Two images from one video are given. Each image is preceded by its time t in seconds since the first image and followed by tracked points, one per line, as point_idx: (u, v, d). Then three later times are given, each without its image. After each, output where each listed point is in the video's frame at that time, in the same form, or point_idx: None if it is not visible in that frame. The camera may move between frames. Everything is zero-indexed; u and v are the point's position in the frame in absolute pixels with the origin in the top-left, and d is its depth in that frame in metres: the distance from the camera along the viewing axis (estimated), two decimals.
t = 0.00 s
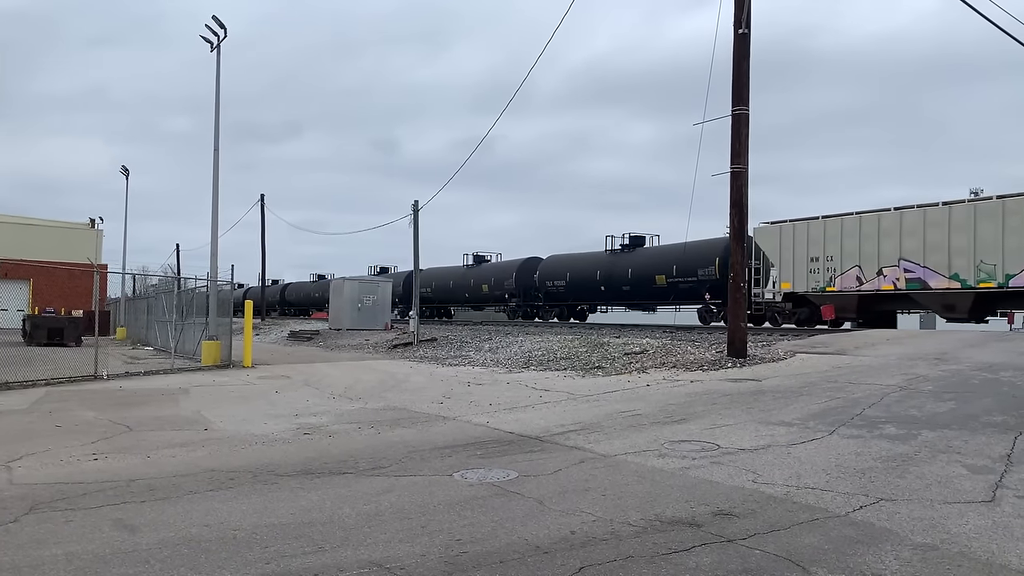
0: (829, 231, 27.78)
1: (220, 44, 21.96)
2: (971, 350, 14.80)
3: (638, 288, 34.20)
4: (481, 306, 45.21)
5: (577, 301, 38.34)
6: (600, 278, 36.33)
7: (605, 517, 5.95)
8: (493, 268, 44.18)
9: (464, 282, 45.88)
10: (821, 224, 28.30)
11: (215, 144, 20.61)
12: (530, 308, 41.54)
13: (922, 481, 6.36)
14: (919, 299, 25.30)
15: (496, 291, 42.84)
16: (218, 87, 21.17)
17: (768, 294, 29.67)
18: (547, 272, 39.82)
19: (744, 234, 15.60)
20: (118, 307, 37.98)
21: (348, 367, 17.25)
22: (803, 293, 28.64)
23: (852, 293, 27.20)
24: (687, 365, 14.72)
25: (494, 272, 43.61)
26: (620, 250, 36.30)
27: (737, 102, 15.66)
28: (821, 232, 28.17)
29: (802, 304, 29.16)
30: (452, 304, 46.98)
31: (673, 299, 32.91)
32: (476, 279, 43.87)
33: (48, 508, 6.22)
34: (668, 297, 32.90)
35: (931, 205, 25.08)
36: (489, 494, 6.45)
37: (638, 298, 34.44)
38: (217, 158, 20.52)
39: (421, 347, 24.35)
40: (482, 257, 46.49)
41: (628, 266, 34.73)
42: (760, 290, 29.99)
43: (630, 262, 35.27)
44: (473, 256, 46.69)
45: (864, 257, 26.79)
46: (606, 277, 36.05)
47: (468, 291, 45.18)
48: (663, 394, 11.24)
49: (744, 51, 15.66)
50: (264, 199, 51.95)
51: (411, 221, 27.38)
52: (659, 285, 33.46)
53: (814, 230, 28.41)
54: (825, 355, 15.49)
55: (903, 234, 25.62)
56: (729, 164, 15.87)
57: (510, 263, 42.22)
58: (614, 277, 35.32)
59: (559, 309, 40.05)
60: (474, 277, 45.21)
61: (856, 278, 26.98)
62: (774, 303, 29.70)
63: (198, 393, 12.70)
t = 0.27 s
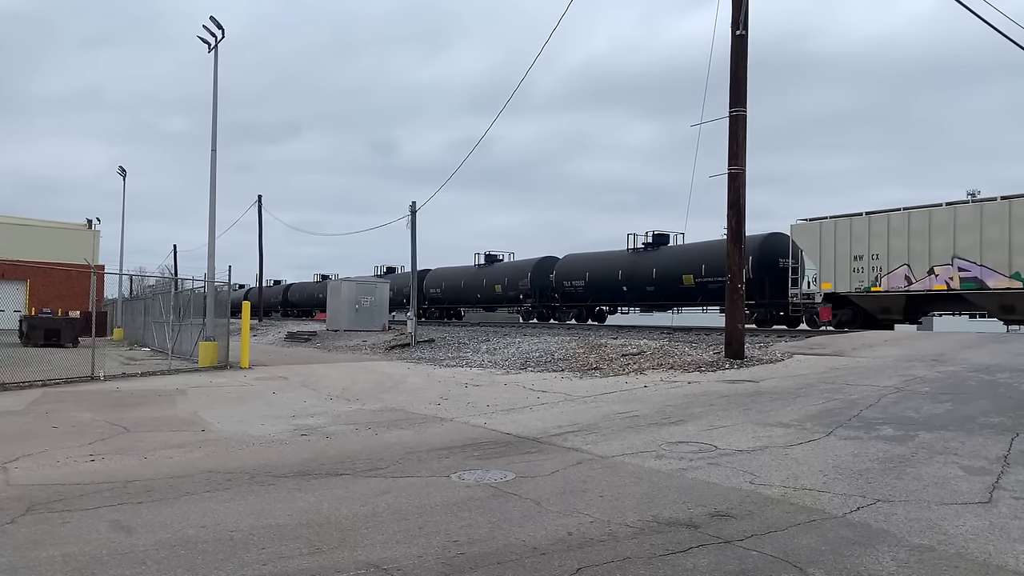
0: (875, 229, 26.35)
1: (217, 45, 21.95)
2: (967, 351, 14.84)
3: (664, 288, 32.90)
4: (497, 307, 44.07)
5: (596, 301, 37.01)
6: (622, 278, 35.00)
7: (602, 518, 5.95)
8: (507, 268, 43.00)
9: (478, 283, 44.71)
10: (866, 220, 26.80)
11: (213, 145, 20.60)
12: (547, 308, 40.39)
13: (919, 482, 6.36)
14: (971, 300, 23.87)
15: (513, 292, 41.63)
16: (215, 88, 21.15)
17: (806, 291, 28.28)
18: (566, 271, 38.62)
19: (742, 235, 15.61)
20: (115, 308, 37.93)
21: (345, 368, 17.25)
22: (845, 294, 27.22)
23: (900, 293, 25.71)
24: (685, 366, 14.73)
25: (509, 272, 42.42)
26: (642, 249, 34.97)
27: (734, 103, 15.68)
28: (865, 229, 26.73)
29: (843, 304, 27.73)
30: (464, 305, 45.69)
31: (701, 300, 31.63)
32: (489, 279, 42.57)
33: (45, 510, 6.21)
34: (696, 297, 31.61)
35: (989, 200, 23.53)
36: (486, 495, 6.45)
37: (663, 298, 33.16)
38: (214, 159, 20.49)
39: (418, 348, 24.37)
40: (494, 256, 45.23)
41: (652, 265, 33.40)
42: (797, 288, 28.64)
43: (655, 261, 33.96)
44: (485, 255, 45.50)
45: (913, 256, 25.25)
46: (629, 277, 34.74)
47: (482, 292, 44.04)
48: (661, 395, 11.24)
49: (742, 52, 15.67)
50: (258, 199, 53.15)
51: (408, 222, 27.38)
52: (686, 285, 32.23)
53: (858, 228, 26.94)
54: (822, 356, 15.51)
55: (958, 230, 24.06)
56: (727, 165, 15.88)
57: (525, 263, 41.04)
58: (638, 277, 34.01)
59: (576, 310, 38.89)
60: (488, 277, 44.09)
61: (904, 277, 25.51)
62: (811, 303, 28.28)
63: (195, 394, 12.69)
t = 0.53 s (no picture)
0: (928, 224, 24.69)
1: (216, 45, 21.95)
2: (965, 351, 14.87)
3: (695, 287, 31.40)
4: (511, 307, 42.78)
5: (620, 301, 35.74)
6: (647, 276, 33.63)
7: (602, 518, 5.95)
8: (522, 267, 41.70)
9: (492, 283, 43.40)
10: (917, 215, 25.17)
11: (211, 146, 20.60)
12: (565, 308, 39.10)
13: (917, 483, 6.37)
14: None
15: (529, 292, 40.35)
16: (214, 88, 21.15)
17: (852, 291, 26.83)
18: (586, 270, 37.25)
19: (740, 236, 15.62)
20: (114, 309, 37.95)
21: (345, 369, 17.27)
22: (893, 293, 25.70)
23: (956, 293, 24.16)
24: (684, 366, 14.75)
25: (525, 271, 41.14)
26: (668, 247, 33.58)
27: (733, 104, 15.69)
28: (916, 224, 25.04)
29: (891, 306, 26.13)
30: (477, 305, 44.28)
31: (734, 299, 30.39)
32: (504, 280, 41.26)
33: (43, 511, 6.21)
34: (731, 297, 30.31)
35: None
36: (485, 495, 6.45)
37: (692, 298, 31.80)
38: (213, 159, 20.50)
39: (418, 349, 24.42)
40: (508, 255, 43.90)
41: (679, 264, 31.99)
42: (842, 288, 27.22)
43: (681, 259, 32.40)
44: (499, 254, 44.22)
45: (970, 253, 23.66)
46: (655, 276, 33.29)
47: (497, 292, 42.70)
48: (659, 396, 11.26)
49: (740, 53, 15.69)
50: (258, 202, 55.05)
51: (408, 223, 27.43)
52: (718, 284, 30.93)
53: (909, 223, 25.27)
54: (821, 356, 15.54)
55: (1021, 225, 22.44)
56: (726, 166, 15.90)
57: (542, 262, 39.75)
58: (665, 276, 32.65)
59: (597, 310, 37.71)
60: (502, 277, 42.80)
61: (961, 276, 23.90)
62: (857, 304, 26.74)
63: (194, 395, 12.70)
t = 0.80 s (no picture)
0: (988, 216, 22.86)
1: (214, 45, 21.92)
2: (964, 351, 14.86)
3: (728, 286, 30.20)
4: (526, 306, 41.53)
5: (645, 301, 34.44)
6: (675, 275, 32.25)
7: (601, 518, 5.95)
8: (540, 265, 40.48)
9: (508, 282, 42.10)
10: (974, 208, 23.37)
11: (210, 146, 20.60)
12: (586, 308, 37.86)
13: (916, 482, 6.37)
14: None
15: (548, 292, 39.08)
16: (213, 89, 21.14)
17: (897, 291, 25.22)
18: (607, 268, 36.12)
19: (739, 235, 15.62)
20: (113, 309, 37.92)
21: (344, 369, 17.28)
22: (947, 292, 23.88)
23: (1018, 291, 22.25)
24: (682, 366, 14.75)
25: (542, 269, 39.92)
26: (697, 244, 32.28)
27: (731, 104, 15.69)
28: (974, 218, 23.25)
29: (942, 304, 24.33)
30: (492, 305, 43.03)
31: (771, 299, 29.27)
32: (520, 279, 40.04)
33: (42, 511, 6.20)
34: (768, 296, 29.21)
35: None
36: (484, 495, 6.45)
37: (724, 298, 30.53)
38: (212, 159, 20.49)
39: (417, 349, 24.43)
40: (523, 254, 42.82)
41: (710, 262, 30.68)
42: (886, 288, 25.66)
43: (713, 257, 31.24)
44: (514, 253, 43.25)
45: None
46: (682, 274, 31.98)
47: (513, 291, 41.41)
48: (659, 396, 11.26)
49: (739, 53, 15.69)
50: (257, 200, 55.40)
51: (407, 223, 27.45)
52: (752, 283, 29.71)
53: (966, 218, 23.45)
54: (820, 356, 15.54)
55: None
56: (725, 166, 15.90)
57: (560, 261, 38.51)
58: (695, 275, 31.30)
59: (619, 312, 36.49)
60: (519, 276, 41.48)
61: None
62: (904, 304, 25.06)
63: (193, 395, 12.69)
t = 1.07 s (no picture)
0: None
1: (213, 44, 21.91)
2: (963, 351, 14.86)
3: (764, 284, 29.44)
4: (544, 306, 40.46)
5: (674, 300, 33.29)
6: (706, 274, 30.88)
7: (599, 517, 5.96)
8: (558, 264, 39.44)
9: (525, 281, 40.95)
10: None
11: (209, 146, 20.58)
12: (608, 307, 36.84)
13: (915, 482, 6.37)
14: None
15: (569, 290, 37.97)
16: (211, 88, 21.12)
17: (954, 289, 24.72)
18: (632, 265, 34.97)
19: (738, 235, 15.62)
20: (111, 309, 37.88)
21: (342, 369, 17.26)
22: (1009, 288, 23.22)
23: None
24: (681, 366, 14.76)
25: (562, 267, 38.92)
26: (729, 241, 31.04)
27: (730, 104, 15.69)
28: None
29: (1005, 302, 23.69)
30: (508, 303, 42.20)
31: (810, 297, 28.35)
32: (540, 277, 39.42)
33: (40, 511, 6.20)
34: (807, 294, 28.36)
35: None
36: (483, 495, 6.45)
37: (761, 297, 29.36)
38: (211, 159, 20.47)
39: (415, 348, 24.43)
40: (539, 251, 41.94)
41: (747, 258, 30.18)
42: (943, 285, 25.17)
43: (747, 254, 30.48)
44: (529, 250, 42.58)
45: None
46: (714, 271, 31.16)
47: (532, 289, 40.41)
48: (657, 395, 11.26)
49: (737, 52, 15.69)
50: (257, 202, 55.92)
51: (405, 223, 27.44)
52: (791, 281, 28.68)
53: None
54: (819, 356, 15.54)
55: None
56: (724, 165, 15.90)
57: (583, 258, 37.64)
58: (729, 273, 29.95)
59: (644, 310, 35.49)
60: (537, 274, 40.37)
61: None
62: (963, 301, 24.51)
63: (192, 395, 12.68)
